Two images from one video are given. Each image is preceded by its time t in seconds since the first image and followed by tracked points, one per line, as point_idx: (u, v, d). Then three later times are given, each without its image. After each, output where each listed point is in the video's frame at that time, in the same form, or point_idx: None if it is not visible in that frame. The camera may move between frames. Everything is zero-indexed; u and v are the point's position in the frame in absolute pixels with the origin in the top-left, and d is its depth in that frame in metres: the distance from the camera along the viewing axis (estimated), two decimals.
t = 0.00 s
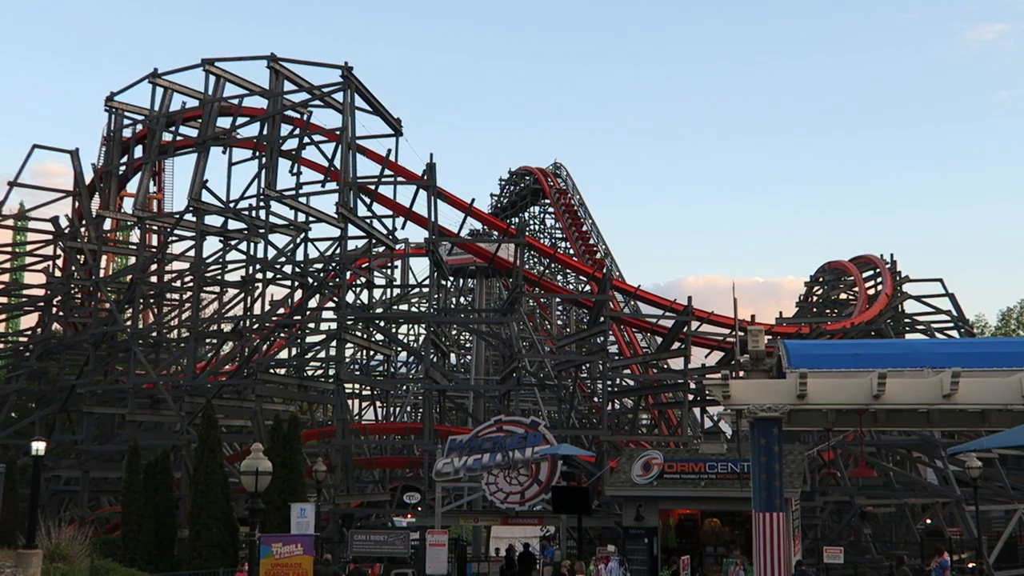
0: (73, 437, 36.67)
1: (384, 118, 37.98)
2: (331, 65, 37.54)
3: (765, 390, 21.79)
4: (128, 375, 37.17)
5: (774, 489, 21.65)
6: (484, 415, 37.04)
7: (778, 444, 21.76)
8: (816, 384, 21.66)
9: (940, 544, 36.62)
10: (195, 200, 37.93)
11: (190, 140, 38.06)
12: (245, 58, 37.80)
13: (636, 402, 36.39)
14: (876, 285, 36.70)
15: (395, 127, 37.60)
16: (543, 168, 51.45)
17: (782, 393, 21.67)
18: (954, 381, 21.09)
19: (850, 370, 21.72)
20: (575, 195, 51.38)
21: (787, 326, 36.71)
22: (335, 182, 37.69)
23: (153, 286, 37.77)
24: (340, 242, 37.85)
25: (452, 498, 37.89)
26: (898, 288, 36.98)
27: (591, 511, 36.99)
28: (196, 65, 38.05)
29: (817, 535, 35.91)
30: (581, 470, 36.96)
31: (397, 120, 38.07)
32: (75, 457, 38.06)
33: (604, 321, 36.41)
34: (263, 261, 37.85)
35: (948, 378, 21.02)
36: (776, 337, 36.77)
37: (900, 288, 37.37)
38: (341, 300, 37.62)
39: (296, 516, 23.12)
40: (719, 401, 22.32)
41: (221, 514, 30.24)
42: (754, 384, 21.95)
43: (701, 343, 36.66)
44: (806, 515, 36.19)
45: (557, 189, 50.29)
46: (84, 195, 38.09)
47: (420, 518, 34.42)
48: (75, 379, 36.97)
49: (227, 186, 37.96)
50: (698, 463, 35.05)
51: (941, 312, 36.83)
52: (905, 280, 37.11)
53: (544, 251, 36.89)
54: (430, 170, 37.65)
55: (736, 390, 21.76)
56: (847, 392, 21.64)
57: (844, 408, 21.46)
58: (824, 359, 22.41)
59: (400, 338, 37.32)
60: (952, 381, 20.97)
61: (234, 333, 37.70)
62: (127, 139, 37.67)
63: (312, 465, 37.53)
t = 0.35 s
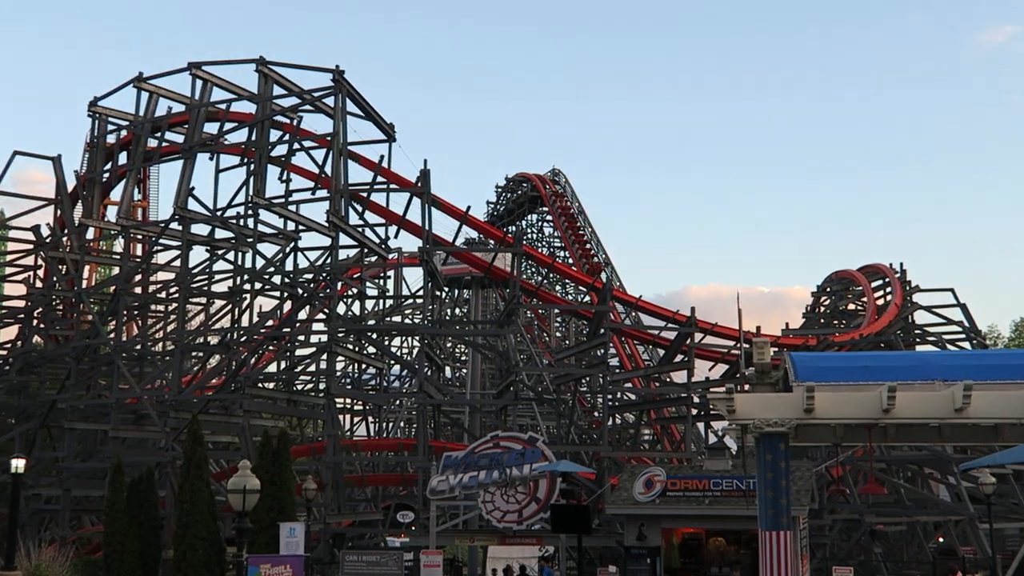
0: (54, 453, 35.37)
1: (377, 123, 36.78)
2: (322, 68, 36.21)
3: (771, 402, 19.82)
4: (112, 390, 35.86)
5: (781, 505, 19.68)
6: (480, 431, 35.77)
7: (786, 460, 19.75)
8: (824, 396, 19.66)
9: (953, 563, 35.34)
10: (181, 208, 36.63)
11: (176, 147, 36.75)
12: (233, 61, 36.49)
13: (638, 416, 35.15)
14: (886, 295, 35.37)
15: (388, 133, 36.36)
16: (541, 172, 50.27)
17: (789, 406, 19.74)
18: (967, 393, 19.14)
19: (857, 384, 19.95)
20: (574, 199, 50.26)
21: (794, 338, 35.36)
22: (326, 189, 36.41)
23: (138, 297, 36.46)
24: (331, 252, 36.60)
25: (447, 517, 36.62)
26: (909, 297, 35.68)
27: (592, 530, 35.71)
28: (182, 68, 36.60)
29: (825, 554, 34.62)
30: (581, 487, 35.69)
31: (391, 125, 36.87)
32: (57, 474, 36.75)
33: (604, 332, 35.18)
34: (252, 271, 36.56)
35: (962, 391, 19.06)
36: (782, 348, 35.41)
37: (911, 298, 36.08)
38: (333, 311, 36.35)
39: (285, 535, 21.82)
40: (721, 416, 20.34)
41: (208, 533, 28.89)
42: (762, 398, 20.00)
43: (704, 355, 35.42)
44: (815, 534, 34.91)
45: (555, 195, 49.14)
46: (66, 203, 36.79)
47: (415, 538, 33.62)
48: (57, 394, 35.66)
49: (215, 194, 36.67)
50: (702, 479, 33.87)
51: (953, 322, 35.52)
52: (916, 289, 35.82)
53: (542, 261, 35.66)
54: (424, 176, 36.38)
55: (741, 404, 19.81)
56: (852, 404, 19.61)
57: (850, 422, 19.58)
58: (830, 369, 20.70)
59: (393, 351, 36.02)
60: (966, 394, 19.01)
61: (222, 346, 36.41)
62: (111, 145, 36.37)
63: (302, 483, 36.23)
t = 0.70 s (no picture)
0: (10, 483, 32.56)
1: (361, 126, 34.15)
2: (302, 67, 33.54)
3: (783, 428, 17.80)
4: (72, 414, 33.08)
5: (798, 541, 17.85)
6: (471, 458, 33.09)
7: (803, 490, 17.82)
8: (842, 423, 17.65)
9: None
10: (149, 217, 33.88)
11: (143, 151, 34.01)
12: (205, 59, 33.76)
13: (642, 443, 32.53)
14: (909, 312, 32.75)
15: (373, 137, 33.70)
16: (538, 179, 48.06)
17: (804, 433, 17.72)
18: (997, 418, 17.13)
19: (876, 408, 17.71)
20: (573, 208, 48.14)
21: (811, 358, 32.71)
22: (305, 197, 33.73)
23: (102, 314, 33.68)
24: (310, 265, 33.94)
25: (436, 552, 33.93)
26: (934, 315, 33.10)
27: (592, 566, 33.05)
28: (150, 66, 33.90)
29: None
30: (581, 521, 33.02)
31: (376, 129, 34.22)
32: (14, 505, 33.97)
33: (606, 352, 32.56)
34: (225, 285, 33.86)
35: (991, 414, 17.08)
36: (798, 369, 32.76)
37: (936, 315, 33.50)
38: (312, 330, 33.68)
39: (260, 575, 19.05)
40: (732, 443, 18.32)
41: (177, 570, 25.95)
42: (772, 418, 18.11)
43: (714, 377, 32.82)
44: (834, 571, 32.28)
45: (552, 205, 47.02)
46: (25, 211, 34.01)
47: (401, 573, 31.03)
48: (13, 419, 32.86)
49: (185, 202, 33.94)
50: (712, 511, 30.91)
51: (983, 342, 32.96)
52: (941, 306, 33.24)
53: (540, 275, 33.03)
54: (412, 184, 33.73)
55: (752, 429, 17.73)
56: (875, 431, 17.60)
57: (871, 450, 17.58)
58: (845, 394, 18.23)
59: (378, 372, 33.35)
60: (995, 419, 17.04)
61: (192, 367, 33.69)
62: (73, 149, 33.61)
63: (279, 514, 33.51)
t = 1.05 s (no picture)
0: None
1: (345, 127, 31.76)
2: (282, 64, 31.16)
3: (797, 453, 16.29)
4: (32, 437, 30.62)
5: None
6: (463, 486, 30.70)
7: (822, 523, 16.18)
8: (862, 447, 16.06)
9: None
10: (116, 225, 31.47)
11: (110, 154, 31.63)
12: (178, 54, 31.39)
13: (648, 469, 30.14)
14: (936, 329, 30.31)
15: (359, 140, 31.29)
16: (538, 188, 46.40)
17: (822, 458, 16.20)
18: None
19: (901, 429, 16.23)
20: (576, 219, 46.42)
21: (830, 379, 30.30)
22: (285, 203, 31.35)
23: (65, 329, 31.26)
24: (291, 277, 31.58)
25: None
26: (963, 332, 30.73)
27: None
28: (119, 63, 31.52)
29: None
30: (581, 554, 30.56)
31: (362, 130, 31.83)
32: None
33: (609, 371, 30.18)
34: (198, 299, 31.47)
35: None
36: (816, 391, 30.36)
37: (964, 333, 31.12)
38: (292, 346, 31.28)
39: None
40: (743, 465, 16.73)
41: None
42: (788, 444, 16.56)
43: (725, 398, 30.44)
44: None
45: (552, 214, 45.34)
46: None
47: None
48: None
49: (156, 209, 31.54)
50: (722, 545, 28.32)
51: (1015, 361, 30.60)
52: (971, 322, 30.88)
53: (537, 287, 30.68)
54: (399, 190, 31.31)
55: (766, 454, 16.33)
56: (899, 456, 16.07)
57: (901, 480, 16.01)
58: (874, 413, 17.03)
59: (362, 392, 30.96)
60: None
61: (163, 386, 31.27)
62: (35, 152, 31.21)
63: (255, 546, 31.04)
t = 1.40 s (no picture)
0: None
1: (330, 122, 29.50)
2: (262, 54, 28.95)
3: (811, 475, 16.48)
4: None
5: None
6: (456, 510, 28.52)
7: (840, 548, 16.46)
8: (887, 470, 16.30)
9: None
10: (82, 228, 29.22)
11: (76, 151, 29.39)
12: (150, 44, 29.18)
13: (655, 492, 27.97)
14: (965, 341, 28.23)
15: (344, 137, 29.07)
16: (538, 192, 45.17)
17: (842, 480, 16.45)
18: None
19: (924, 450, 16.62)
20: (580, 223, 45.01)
21: (851, 395, 28.14)
22: (264, 205, 29.13)
23: (26, 340, 28.98)
24: (271, 285, 29.40)
25: None
26: (993, 345, 28.63)
27: None
28: (85, 53, 29.28)
29: None
30: None
31: (348, 127, 29.58)
32: None
33: (614, 386, 28.02)
34: (170, 307, 29.24)
35: None
36: (836, 408, 28.19)
37: (994, 346, 29.01)
38: (271, 359, 29.07)
39: None
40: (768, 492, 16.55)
41: None
42: (805, 464, 16.81)
43: (738, 416, 28.29)
44: None
45: (552, 216, 44.02)
46: None
47: None
48: None
49: (125, 211, 29.30)
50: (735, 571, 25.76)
51: None
52: (1001, 335, 28.77)
53: (535, 294, 28.53)
54: (387, 191, 29.12)
55: (782, 477, 16.59)
56: (921, 480, 16.35)
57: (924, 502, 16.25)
58: (902, 435, 16.83)
59: (347, 409, 28.77)
60: None
61: (132, 402, 29.02)
62: None
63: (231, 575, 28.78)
